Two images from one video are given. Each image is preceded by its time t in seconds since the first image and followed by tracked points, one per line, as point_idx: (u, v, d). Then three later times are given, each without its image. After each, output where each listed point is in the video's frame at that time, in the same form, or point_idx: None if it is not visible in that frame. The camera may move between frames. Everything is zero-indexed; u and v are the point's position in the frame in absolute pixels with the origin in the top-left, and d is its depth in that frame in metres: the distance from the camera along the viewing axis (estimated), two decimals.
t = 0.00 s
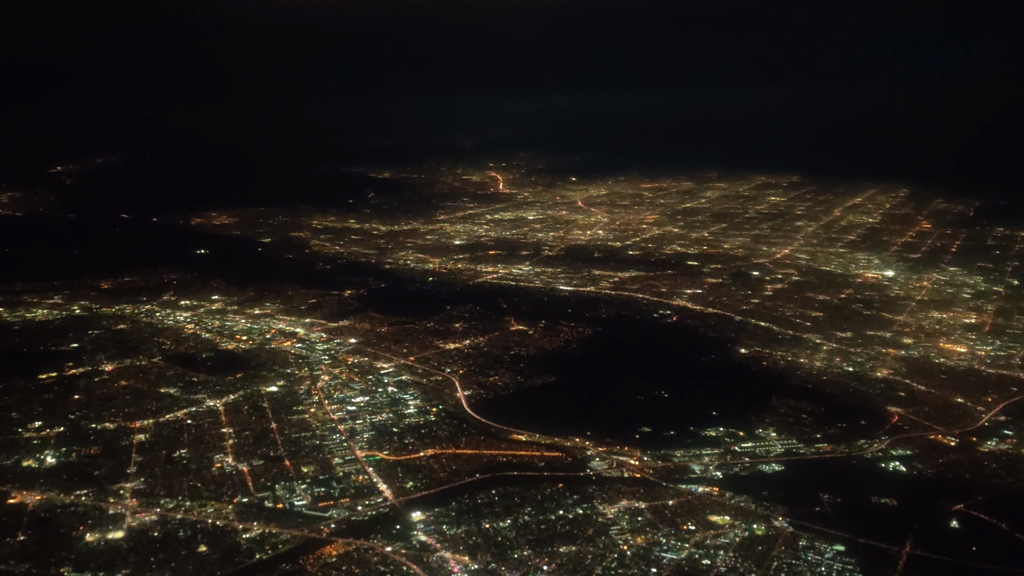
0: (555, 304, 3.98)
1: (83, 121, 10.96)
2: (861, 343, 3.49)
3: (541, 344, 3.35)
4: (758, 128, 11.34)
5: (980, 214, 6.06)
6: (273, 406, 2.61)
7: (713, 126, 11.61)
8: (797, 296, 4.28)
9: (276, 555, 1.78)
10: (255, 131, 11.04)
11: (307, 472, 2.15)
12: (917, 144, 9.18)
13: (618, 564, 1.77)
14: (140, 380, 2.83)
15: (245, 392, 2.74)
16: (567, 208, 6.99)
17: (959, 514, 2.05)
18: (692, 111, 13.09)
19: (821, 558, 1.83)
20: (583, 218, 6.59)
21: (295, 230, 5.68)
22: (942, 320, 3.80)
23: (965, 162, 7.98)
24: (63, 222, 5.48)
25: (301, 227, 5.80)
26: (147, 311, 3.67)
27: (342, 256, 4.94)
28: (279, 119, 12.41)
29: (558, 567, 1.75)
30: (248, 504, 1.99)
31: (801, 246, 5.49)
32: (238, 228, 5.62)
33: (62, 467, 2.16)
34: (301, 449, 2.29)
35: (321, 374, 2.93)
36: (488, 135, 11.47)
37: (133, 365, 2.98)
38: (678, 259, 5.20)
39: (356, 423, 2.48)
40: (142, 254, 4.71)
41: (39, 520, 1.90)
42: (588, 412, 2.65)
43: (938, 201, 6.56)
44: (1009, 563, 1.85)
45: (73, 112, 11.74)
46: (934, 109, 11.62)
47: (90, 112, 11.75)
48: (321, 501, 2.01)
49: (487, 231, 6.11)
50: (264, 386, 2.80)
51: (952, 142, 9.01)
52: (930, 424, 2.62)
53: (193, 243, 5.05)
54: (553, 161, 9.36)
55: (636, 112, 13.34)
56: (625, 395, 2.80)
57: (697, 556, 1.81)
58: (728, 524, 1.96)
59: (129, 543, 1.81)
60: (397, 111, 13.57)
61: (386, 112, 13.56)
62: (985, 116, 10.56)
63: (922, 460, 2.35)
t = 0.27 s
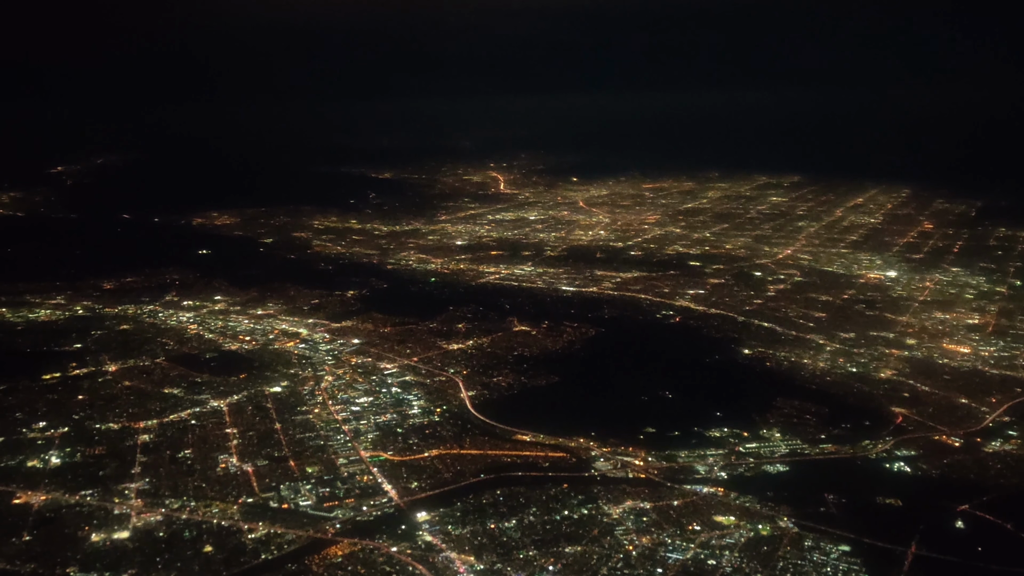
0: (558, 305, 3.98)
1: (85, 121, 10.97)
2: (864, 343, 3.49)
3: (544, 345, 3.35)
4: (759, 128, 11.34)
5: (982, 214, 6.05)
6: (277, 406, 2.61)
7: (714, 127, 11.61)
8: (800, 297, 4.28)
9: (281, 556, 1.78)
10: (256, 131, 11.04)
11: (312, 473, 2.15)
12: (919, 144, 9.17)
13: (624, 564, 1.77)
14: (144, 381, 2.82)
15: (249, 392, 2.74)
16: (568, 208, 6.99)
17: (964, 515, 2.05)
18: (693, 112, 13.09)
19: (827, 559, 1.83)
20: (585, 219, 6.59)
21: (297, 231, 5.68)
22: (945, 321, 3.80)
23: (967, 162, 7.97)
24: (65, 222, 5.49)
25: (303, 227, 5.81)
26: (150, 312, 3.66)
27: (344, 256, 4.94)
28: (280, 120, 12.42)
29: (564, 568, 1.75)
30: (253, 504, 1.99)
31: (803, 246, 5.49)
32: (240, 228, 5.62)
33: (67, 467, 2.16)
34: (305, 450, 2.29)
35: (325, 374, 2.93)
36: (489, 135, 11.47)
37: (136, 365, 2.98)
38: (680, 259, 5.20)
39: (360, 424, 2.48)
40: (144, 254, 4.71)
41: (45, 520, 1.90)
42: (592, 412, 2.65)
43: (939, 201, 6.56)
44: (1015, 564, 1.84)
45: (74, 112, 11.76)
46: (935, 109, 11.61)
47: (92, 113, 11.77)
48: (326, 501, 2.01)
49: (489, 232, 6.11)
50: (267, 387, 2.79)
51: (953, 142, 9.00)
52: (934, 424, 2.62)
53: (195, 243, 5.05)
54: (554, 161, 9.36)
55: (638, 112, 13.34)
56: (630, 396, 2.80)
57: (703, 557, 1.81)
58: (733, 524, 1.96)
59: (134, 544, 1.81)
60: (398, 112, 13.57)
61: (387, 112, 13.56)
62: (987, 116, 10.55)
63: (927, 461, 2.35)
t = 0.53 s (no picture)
0: (561, 305, 3.98)
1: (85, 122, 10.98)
2: (867, 343, 3.49)
3: (547, 345, 3.35)
4: (760, 129, 11.34)
5: (983, 215, 6.05)
6: (280, 406, 2.61)
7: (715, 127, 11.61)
8: (802, 297, 4.28)
9: (287, 556, 1.78)
10: (257, 131, 11.04)
11: (317, 473, 2.15)
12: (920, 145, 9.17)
13: (630, 565, 1.77)
14: (147, 381, 2.81)
15: (253, 392, 2.73)
16: (569, 208, 6.99)
17: (969, 515, 2.05)
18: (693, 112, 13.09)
19: (833, 559, 1.83)
20: (586, 219, 6.59)
21: (299, 231, 5.69)
22: (948, 321, 3.80)
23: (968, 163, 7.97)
24: (66, 222, 5.49)
25: (304, 228, 5.81)
26: (152, 312, 3.66)
27: (346, 256, 4.94)
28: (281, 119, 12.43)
29: (570, 568, 1.75)
30: (258, 504, 1.99)
31: (805, 247, 5.49)
32: (242, 228, 5.62)
33: (71, 467, 2.16)
34: (310, 450, 2.29)
35: (328, 374, 2.92)
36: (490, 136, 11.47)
37: (139, 365, 2.97)
38: (682, 260, 5.20)
39: (364, 424, 2.48)
40: (146, 255, 4.71)
41: (50, 521, 1.90)
42: (596, 413, 2.65)
43: (940, 202, 6.56)
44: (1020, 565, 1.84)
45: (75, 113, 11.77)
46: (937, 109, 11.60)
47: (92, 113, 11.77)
48: (331, 501, 2.01)
49: (491, 232, 6.11)
50: (271, 387, 2.79)
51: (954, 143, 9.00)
52: (938, 425, 2.62)
53: (197, 243, 5.05)
54: (555, 162, 9.36)
55: (638, 113, 13.34)
56: (633, 396, 2.80)
57: (708, 557, 1.81)
58: (739, 525, 1.96)
59: (140, 544, 1.81)
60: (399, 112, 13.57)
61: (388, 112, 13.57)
62: (987, 116, 10.56)
63: (931, 461, 2.35)
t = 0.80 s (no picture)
0: (563, 305, 3.98)
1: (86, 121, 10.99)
2: (870, 343, 3.49)
3: (550, 345, 3.34)
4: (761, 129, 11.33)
5: (985, 215, 6.05)
6: (284, 406, 2.60)
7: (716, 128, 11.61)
8: (805, 297, 4.28)
9: (293, 556, 1.78)
10: (258, 131, 11.05)
11: (321, 473, 2.15)
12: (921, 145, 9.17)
13: (636, 565, 1.77)
14: (150, 381, 2.80)
15: (257, 392, 2.73)
16: (571, 209, 6.99)
17: (975, 516, 2.05)
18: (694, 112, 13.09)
19: (838, 559, 1.83)
20: (588, 219, 6.59)
21: (300, 231, 5.69)
22: (951, 321, 3.80)
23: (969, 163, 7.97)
24: (68, 222, 5.49)
25: (306, 228, 5.81)
26: (155, 312, 3.63)
27: (348, 256, 4.94)
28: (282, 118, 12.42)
29: (576, 568, 1.75)
30: (263, 504, 1.98)
31: (806, 247, 5.49)
32: (243, 228, 5.62)
33: (76, 467, 2.16)
34: (314, 450, 2.28)
35: (332, 374, 2.92)
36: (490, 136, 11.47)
37: (143, 365, 2.95)
38: (684, 260, 5.20)
39: (368, 424, 2.48)
40: (148, 255, 4.71)
41: (56, 521, 1.90)
42: (600, 413, 2.65)
43: (942, 202, 6.56)
44: None
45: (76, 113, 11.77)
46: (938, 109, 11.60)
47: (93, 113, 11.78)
48: (336, 501, 2.01)
49: (492, 232, 6.11)
50: (274, 386, 2.78)
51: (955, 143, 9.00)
52: (942, 425, 2.62)
53: (199, 243, 5.05)
54: (556, 162, 9.36)
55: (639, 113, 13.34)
56: (637, 396, 2.79)
57: (714, 557, 1.81)
58: (744, 525, 1.96)
59: (146, 544, 1.81)
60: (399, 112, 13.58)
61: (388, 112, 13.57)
62: (988, 117, 10.56)
63: (935, 462, 2.35)
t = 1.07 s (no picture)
0: (566, 305, 3.98)
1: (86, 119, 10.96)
2: (874, 343, 3.49)
3: (554, 345, 3.34)
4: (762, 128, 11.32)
5: (987, 215, 6.05)
6: (288, 406, 2.60)
7: (717, 127, 11.60)
8: (808, 297, 4.28)
9: (299, 556, 1.78)
10: (259, 130, 11.03)
11: (326, 473, 2.14)
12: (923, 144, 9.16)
13: (642, 565, 1.77)
14: (154, 381, 2.77)
15: (261, 391, 2.72)
16: (573, 209, 6.99)
17: (981, 515, 2.05)
18: (696, 111, 13.08)
19: (845, 559, 1.82)
20: (590, 219, 6.59)
21: (303, 231, 5.68)
22: (954, 321, 3.80)
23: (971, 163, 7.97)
24: (70, 222, 5.48)
25: (308, 228, 5.81)
26: (158, 312, 3.60)
27: (351, 256, 4.94)
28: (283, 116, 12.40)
29: (582, 568, 1.75)
30: (268, 504, 1.98)
31: (809, 247, 5.49)
32: (246, 228, 5.62)
33: (82, 467, 2.16)
34: (319, 450, 2.28)
35: (336, 374, 2.91)
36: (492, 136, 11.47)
37: (147, 365, 2.92)
38: (687, 260, 5.19)
39: (372, 424, 2.48)
40: (151, 255, 4.70)
41: (62, 520, 1.90)
42: (604, 413, 2.65)
43: (944, 202, 6.56)
44: None
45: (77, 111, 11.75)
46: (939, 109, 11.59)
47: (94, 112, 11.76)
48: (342, 501, 2.01)
49: (494, 232, 6.11)
50: (278, 386, 2.78)
51: (957, 143, 8.99)
52: (947, 424, 2.62)
53: (201, 244, 5.05)
54: (557, 162, 9.35)
55: (641, 112, 13.32)
56: (641, 396, 2.79)
57: (720, 557, 1.81)
58: (750, 524, 1.96)
59: (152, 544, 1.81)
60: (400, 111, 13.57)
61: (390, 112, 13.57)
62: (989, 116, 10.55)
63: (941, 461, 2.35)
